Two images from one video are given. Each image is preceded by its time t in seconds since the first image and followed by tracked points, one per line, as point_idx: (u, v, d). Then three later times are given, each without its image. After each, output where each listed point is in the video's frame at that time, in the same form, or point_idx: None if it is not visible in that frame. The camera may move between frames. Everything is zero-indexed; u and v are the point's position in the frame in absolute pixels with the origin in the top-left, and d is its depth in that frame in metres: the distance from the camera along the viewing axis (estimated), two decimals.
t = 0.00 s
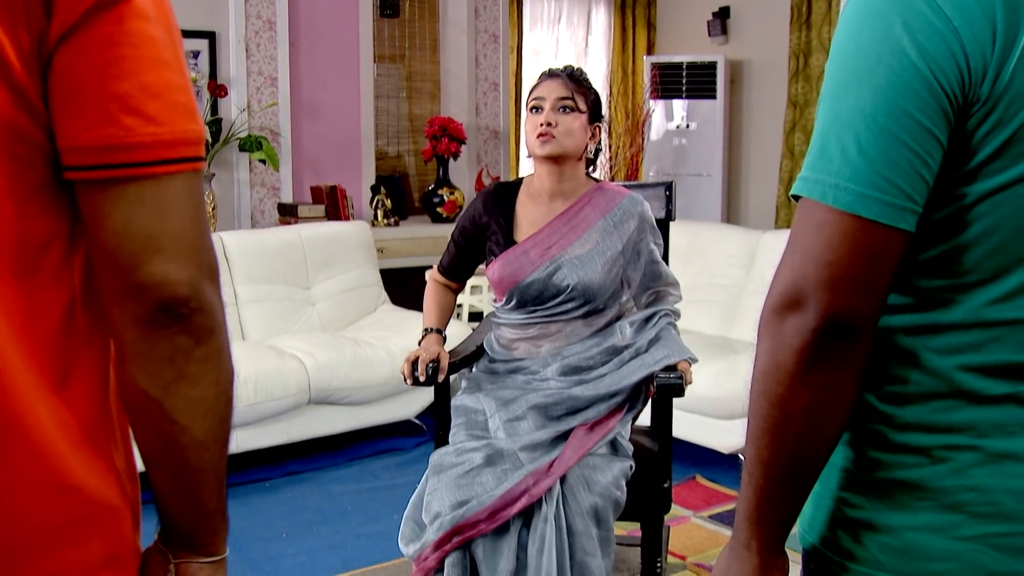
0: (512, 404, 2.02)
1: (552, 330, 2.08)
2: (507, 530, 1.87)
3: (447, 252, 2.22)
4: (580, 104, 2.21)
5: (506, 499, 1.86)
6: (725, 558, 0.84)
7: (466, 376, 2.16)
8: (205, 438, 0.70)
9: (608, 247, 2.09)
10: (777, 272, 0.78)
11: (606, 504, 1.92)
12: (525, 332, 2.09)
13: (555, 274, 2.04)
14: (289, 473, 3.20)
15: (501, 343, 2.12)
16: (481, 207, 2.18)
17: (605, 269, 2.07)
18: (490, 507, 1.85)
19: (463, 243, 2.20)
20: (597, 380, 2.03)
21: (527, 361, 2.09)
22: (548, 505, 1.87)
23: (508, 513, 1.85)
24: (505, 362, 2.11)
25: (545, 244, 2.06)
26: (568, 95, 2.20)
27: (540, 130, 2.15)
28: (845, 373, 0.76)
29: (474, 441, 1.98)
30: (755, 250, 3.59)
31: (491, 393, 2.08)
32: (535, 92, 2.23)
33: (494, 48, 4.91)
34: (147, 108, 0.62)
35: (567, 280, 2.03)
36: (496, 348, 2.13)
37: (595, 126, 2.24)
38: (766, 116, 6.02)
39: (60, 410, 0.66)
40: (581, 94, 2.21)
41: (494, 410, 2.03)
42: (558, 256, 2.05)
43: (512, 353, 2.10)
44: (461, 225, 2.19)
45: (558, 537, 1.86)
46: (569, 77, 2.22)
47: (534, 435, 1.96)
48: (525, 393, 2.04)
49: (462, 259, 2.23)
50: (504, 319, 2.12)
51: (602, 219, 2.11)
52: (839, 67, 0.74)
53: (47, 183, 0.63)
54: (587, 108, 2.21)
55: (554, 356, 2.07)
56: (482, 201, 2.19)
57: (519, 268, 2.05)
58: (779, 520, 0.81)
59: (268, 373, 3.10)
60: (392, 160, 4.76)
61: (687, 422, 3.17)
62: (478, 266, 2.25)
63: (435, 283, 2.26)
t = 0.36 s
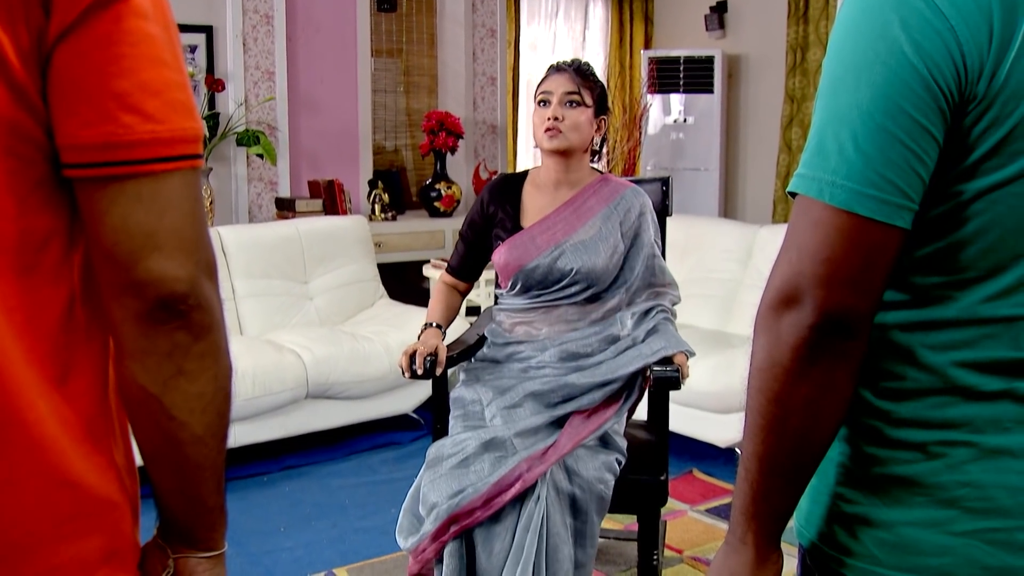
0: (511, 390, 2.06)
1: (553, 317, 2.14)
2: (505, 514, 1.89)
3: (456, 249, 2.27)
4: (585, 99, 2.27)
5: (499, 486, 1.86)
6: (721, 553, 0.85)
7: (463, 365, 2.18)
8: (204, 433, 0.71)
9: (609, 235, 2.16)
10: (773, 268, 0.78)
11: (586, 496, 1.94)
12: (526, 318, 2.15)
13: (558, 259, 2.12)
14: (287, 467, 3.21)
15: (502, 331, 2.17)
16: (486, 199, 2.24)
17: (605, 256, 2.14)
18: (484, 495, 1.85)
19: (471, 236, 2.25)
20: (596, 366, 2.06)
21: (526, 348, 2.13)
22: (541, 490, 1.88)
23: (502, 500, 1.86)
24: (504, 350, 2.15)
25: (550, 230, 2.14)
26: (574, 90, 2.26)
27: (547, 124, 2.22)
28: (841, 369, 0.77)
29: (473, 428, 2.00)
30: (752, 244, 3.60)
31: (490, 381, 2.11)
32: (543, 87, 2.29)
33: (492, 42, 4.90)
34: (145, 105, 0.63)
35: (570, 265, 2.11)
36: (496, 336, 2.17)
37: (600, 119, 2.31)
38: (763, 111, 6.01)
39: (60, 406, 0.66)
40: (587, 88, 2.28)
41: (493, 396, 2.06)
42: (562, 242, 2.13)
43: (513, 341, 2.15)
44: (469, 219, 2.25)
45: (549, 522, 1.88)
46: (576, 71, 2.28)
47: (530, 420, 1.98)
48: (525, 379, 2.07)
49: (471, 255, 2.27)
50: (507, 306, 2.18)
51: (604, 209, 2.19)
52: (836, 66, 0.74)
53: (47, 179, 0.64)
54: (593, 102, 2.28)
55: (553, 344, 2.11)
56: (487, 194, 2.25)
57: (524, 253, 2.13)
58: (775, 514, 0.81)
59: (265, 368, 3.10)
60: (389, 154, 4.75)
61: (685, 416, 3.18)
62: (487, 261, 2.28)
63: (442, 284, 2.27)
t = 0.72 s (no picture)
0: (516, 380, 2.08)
1: (557, 308, 2.15)
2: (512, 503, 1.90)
3: (467, 249, 2.28)
4: (592, 99, 2.28)
5: (506, 477, 1.89)
6: (721, 549, 0.85)
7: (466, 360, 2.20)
8: (208, 432, 0.71)
9: (613, 226, 2.18)
10: (773, 267, 0.78)
11: (589, 489, 1.94)
12: (531, 309, 2.16)
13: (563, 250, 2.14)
14: (289, 462, 3.22)
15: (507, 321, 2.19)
16: (493, 196, 2.26)
17: (610, 248, 2.15)
18: (491, 485, 1.88)
19: (481, 235, 2.26)
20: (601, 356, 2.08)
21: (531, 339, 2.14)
22: (550, 475, 1.91)
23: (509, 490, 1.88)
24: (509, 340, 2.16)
25: (554, 220, 2.16)
26: (581, 89, 2.26)
27: (554, 123, 2.23)
28: (840, 367, 0.77)
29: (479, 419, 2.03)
30: (754, 239, 3.60)
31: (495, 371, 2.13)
32: (550, 86, 2.29)
33: (494, 36, 4.91)
34: (151, 105, 0.63)
35: (574, 254, 2.13)
36: (501, 327, 2.19)
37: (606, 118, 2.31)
38: (765, 105, 6.01)
39: (66, 405, 0.67)
40: (594, 87, 2.28)
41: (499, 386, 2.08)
42: (567, 233, 2.15)
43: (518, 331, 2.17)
44: (478, 218, 2.26)
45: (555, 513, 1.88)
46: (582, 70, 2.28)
47: (536, 410, 2.00)
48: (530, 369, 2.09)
49: (482, 254, 2.27)
50: (512, 296, 2.20)
51: (608, 202, 2.20)
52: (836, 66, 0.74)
53: (53, 178, 0.64)
54: (599, 101, 2.28)
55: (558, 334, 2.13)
56: (493, 192, 2.27)
57: (529, 244, 2.15)
58: (775, 511, 0.82)
59: (268, 362, 3.11)
60: (391, 149, 4.74)
61: (686, 411, 3.18)
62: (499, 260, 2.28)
63: (454, 287, 2.27)
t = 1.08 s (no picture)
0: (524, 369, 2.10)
1: (566, 298, 2.17)
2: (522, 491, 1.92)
3: (481, 251, 2.28)
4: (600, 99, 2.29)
5: (527, 450, 1.93)
6: (726, 547, 0.86)
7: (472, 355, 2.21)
8: (216, 431, 0.72)
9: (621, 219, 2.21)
10: (779, 266, 0.78)
11: (593, 482, 1.95)
12: (539, 299, 2.18)
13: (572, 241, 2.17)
14: (294, 457, 3.23)
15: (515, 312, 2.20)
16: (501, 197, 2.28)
17: (618, 239, 2.18)
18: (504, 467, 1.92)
19: (493, 235, 2.27)
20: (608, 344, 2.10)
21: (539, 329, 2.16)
22: (557, 460, 1.93)
23: (527, 465, 1.92)
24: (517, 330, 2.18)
25: (563, 213, 2.19)
26: (590, 89, 2.27)
27: (563, 122, 2.24)
28: (845, 367, 0.77)
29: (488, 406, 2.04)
30: (758, 235, 3.59)
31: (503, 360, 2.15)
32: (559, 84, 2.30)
33: (498, 31, 4.91)
34: (157, 108, 0.63)
35: (583, 245, 2.16)
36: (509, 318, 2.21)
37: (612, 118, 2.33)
38: (769, 100, 6.00)
39: (75, 405, 0.67)
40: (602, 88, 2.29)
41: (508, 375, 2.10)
42: (575, 224, 2.18)
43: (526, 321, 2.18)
44: (489, 220, 2.27)
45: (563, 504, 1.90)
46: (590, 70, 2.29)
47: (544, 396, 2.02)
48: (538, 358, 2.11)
49: (496, 255, 2.28)
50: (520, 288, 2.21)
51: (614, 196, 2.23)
52: (842, 66, 0.74)
53: (61, 180, 0.64)
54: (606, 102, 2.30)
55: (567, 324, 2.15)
56: (501, 193, 2.29)
57: (539, 236, 2.18)
58: (780, 509, 0.82)
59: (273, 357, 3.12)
60: (396, 144, 4.72)
61: (689, 406, 3.19)
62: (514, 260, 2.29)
63: (470, 291, 2.25)
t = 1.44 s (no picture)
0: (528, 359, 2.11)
1: (570, 289, 2.18)
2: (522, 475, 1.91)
3: (490, 246, 2.29)
4: (604, 103, 2.28)
5: (524, 435, 1.93)
6: (731, 543, 0.86)
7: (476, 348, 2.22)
8: (223, 427, 0.72)
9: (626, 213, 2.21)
10: (785, 265, 0.79)
11: (595, 474, 1.94)
12: (544, 290, 2.19)
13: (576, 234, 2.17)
14: (296, 451, 3.23)
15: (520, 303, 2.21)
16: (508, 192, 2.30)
17: (623, 233, 2.18)
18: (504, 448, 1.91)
19: (501, 230, 2.28)
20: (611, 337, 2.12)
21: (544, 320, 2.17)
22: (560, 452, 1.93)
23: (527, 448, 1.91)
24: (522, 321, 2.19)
25: (567, 206, 2.20)
26: (593, 93, 2.27)
27: (567, 128, 2.25)
28: (850, 364, 0.78)
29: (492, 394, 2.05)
30: (760, 230, 3.59)
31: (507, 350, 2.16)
32: (563, 88, 2.30)
33: (500, 26, 4.91)
34: (165, 107, 0.64)
35: (588, 238, 2.17)
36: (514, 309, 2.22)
37: (617, 117, 2.32)
38: (771, 95, 5.99)
39: (83, 402, 0.67)
40: (606, 90, 2.28)
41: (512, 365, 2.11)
42: (580, 217, 2.18)
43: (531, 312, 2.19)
44: (497, 215, 2.29)
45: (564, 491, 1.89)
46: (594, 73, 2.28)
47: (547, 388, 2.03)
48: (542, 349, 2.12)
49: (505, 250, 2.28)
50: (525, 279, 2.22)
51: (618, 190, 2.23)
52: (847, 66, 0.74)
53: (69, 178, 0.65)
54: (610, 104, 2.29)
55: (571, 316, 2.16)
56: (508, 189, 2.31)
57: (543, 229, 2.19)
58: (784, 505, 0.82)
59: (275, 352, 3.12)
60: (398, 138, 4.73)
61: (691, 401, 3.19)
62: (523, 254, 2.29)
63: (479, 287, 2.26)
